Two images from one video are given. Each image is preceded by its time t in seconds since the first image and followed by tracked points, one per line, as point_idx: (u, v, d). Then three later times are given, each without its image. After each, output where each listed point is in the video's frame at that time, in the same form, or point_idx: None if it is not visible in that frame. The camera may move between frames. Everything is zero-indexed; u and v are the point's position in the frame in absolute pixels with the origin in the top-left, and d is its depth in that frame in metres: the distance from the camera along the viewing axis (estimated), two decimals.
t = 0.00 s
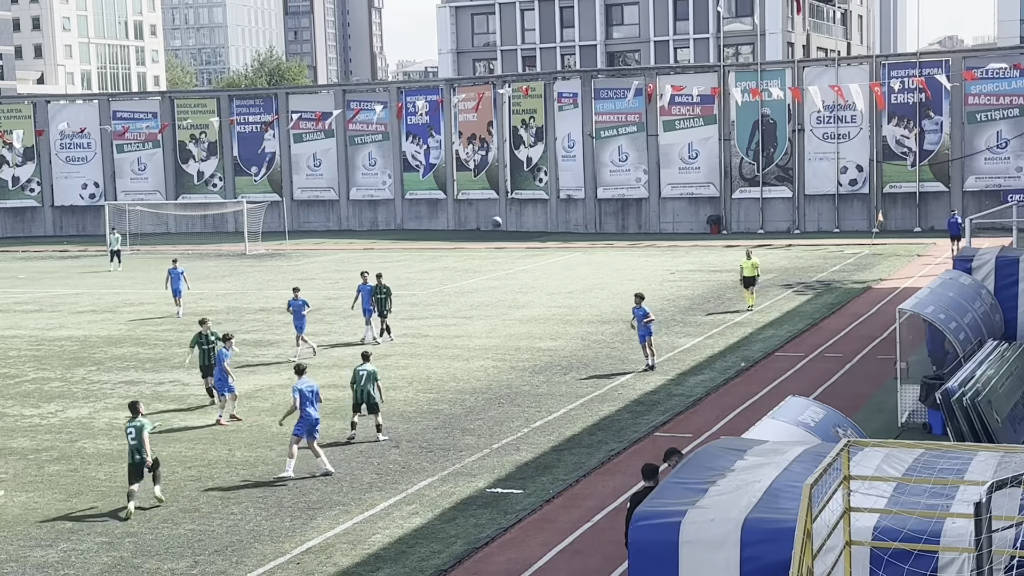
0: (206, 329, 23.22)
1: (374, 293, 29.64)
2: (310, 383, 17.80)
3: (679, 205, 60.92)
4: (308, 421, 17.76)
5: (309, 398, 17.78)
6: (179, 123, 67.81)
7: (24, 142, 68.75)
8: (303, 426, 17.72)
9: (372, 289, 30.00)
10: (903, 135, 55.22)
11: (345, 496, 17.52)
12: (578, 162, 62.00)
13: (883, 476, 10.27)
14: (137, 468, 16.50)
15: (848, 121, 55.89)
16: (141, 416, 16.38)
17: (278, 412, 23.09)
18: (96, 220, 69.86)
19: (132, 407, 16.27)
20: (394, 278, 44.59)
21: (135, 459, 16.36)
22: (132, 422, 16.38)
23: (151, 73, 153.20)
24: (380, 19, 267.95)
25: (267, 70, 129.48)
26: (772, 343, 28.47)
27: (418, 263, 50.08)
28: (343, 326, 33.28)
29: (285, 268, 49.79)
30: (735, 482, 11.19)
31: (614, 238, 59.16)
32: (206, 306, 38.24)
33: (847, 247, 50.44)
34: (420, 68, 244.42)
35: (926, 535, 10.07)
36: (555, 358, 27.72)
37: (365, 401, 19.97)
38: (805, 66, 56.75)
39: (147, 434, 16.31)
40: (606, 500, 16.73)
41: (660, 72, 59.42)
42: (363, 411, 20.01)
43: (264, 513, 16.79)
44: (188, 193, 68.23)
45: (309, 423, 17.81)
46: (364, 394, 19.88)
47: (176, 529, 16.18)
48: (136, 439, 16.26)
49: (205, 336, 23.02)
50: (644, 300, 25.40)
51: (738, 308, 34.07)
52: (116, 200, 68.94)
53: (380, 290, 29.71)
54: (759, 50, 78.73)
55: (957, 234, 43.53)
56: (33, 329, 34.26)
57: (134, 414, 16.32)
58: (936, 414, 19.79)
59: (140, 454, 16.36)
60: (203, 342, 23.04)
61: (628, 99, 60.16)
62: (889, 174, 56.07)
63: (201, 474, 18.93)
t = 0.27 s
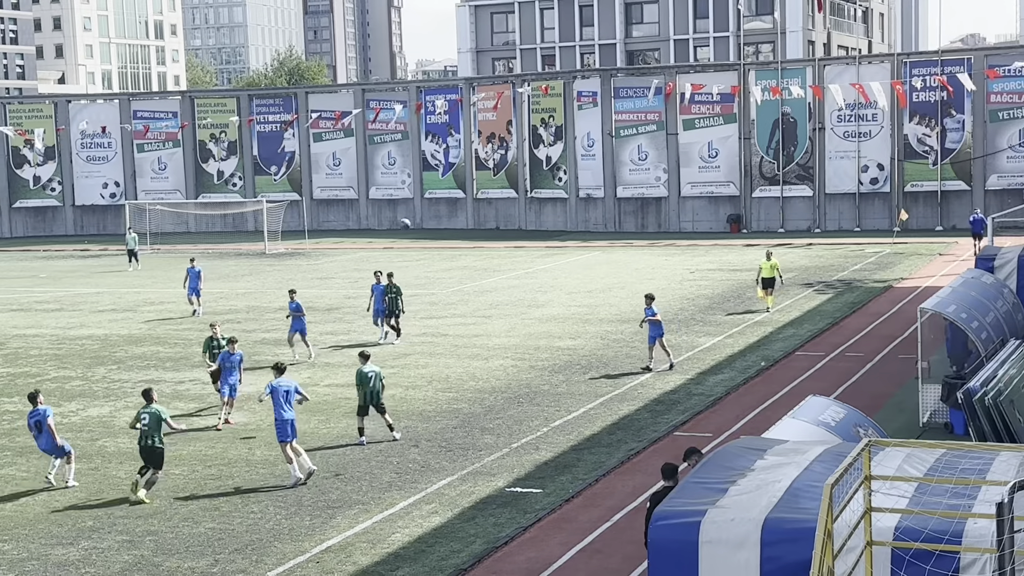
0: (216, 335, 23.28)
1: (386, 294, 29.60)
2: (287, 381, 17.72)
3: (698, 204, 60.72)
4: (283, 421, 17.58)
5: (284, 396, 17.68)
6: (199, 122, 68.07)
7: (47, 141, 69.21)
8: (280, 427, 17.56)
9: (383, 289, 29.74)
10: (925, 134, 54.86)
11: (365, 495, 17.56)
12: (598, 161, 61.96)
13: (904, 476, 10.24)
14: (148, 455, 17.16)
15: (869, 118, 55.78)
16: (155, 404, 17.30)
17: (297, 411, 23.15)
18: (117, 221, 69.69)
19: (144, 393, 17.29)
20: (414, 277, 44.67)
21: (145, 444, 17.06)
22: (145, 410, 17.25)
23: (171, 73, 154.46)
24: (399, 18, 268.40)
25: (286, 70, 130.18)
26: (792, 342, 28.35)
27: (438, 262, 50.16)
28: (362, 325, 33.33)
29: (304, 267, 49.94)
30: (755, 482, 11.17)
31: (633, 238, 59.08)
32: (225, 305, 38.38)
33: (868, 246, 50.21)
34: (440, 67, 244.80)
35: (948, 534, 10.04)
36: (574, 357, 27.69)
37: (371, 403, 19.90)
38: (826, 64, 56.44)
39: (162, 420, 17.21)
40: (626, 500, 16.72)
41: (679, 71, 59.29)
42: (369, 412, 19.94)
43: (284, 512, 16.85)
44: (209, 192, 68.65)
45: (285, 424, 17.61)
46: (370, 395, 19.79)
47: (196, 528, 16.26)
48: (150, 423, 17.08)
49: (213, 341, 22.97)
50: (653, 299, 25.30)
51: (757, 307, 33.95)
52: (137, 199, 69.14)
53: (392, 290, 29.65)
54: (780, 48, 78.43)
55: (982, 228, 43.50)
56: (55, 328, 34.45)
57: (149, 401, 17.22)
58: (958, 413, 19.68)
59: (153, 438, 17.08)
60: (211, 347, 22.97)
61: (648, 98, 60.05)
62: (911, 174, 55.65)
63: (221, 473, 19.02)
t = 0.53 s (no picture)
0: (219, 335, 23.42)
1: (395, 295, 29.60)
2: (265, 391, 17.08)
3: (717, 202, 60.58)
4: (264, 430, 17.14)
5: (266, 407, 17.09)
6: (218, 120, 68.32)
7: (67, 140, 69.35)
8: (258, 436, 17.12)
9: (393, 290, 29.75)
10: (945, 132, 54.63)
11: (383, 493, 17.62)
12: (616, 160, 61.91)
13: (924, 476, 10.21)
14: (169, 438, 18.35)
15: (889, 117, 55.56)
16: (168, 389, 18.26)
17: (316, 409, 23.24)
18: (136, 219, 70.26)
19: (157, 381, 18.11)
20: (433, 276, 44.77)
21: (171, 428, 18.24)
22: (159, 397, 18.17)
23: (191, 72, 155.69)
24: (418, 17, 268.77)
25: (305, 69, 130.70)
26: (811, 341, 28.28)
27: (456, 261, 50.26)
28: (381, 324, 33.41)
29: (323, 266, 50.10)
30: (774, 482, 11.16)
31: (651, 237, 58.99)
32: (244, 304, 38.53)
33: (888, 245, 50.02)
34: (458, 67, 245.24)
35: (967, 535, 10.03)
36: (593, 356, 27.71)
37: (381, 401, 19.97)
38: (845, 63, 56.21)
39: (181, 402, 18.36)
40: (644, 499, 16.73)
41: (698, 70, 59.24)
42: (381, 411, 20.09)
43: (302, 510, 16.92)
44: (227, 191, 68.84)
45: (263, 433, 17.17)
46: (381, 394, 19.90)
47: (215, 526, 16.34)
48: (172, 410, 18.17)
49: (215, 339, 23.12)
50: (660, 300, 25.20)
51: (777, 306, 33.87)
52: (156, 198, 69.55)
53: (401, 290, 29.67)
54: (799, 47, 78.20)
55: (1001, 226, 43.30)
56: (75, 326, 34.64)
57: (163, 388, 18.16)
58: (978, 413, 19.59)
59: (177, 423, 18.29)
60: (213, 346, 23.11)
61: (666, 97, 60.00)
62: (931, 172, 55.50)
63: (240, 470, 19.13)
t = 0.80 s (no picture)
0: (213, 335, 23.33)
1: (399, 295, 29.59)
2: (231, 395, 17.03)
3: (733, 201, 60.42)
4: (231, 435, 16.87)
5: (231, 411, 16.95)
6: (233, 120, 68.56)
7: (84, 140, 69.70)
8: (226, 441, 16.82)
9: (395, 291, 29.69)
10: (961, 131, 54.47)
11: (398, 492, 17.67)
12: (631, 159, 61.76)
13: (941, 475, 10.18)
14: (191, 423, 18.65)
15: (905, 116, 55.34)
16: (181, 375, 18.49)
17: (331, 407, 23.33)
18: (153, 219, 70.15)
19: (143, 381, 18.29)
20: (447, 275, 44.82)
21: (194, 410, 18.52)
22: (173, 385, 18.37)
23: (207, 71, 156.65)
24: (433, 16, 268.99)
25: (321, 68, 131.10)
26: (827, 341, 28.24)
27: (471, 260, 50.29)
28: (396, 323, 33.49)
29: (338, 264, 50.25)
30: (790, 481, 11.14)
31: (666, 236, 58.93)
32: (260, 303, 38.68)
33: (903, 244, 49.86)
34: (473, 65, 245.40)
35: (984, 535, 9.99)
36: (608, 355, 27.72)
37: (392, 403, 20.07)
38: (861, 62, 56.17)
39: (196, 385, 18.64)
40: (659, 498, 16.73)
41: (713, 68, 59.32)
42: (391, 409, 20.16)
43: (318, 509, 16.99)
44: (244, 190, 69.04)
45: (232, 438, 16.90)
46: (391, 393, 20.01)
47: (231, 524, 16.42)
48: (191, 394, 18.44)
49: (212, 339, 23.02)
50: (659, 301, 25.14)
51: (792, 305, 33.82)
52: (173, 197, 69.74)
53: (405, 290, 29.68)
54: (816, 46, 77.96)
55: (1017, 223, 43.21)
56: (92, 325, 34.85)
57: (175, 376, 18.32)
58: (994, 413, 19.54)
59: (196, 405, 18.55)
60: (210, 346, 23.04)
61: (681, 95, 59.98)
62: (947, 171, 55.25)
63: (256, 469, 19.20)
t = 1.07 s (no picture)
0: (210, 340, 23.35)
1: (404, 295, 29.57)
2: (212, 393, 16.98)
3: (750, 200, 60.16)
4: (208, 434, 16.95)
5: (213, 411, 16.95)
6: (251, 120, 68.78)
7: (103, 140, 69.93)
8: (203, 440, 16.91)
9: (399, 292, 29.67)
10: (979, 130, 54.27)
11: (414, 490, 17.71)
12: (648, 158, 61.73)
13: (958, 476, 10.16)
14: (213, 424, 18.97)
15: (923, 116, 55.17)
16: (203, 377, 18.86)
17: (348, 406, 23.39)
18: (170, 218, 70.76)
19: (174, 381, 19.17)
20: (464, 274, 44.88)
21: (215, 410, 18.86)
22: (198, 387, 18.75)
23: (224, 71, 157.64)
24: (450, 15, 269.27)
25: (338, 67, 131.58)
26: (844, 340, 28.16)
27: (487, 259, 50.34)
28: (412, 322, 33.54)
29: (354, 263, 50.37)
30: (806, 481, 11.13)
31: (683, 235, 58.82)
32: (276, 302, 38.80)
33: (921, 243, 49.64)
34: (490, 64, 245.55)
35: (1002, 535, 9.97)
36: (624, 354, 27.69)
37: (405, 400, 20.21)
38: (879, 61, 55.92)
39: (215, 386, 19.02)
40: (675, 498, 16.72)
41: (730, 68, 59.06)
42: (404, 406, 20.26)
43: (334, 507, 17.04)
44: (261, 189, 69.32)
45: (210, 437, 16.98)
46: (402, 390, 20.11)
47: (248, 522, 16.48)
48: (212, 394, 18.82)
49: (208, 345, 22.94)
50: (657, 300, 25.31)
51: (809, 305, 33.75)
52: (190, 196, 69.98)
53: (410, 291, 29.65)
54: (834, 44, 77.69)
55: None
56: (109, 323, 35.03)
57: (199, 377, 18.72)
58: (1013, 413, 19.49)
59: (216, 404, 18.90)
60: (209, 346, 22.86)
61: (698, 95, 59.91)
62: (965, 170, 55.11)
63: (273, 467, 19.25)
